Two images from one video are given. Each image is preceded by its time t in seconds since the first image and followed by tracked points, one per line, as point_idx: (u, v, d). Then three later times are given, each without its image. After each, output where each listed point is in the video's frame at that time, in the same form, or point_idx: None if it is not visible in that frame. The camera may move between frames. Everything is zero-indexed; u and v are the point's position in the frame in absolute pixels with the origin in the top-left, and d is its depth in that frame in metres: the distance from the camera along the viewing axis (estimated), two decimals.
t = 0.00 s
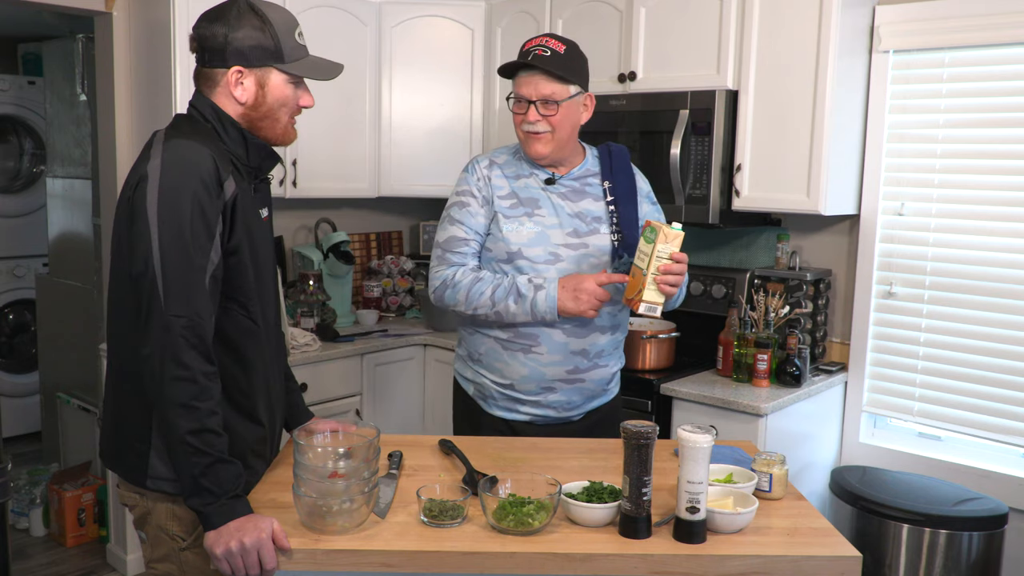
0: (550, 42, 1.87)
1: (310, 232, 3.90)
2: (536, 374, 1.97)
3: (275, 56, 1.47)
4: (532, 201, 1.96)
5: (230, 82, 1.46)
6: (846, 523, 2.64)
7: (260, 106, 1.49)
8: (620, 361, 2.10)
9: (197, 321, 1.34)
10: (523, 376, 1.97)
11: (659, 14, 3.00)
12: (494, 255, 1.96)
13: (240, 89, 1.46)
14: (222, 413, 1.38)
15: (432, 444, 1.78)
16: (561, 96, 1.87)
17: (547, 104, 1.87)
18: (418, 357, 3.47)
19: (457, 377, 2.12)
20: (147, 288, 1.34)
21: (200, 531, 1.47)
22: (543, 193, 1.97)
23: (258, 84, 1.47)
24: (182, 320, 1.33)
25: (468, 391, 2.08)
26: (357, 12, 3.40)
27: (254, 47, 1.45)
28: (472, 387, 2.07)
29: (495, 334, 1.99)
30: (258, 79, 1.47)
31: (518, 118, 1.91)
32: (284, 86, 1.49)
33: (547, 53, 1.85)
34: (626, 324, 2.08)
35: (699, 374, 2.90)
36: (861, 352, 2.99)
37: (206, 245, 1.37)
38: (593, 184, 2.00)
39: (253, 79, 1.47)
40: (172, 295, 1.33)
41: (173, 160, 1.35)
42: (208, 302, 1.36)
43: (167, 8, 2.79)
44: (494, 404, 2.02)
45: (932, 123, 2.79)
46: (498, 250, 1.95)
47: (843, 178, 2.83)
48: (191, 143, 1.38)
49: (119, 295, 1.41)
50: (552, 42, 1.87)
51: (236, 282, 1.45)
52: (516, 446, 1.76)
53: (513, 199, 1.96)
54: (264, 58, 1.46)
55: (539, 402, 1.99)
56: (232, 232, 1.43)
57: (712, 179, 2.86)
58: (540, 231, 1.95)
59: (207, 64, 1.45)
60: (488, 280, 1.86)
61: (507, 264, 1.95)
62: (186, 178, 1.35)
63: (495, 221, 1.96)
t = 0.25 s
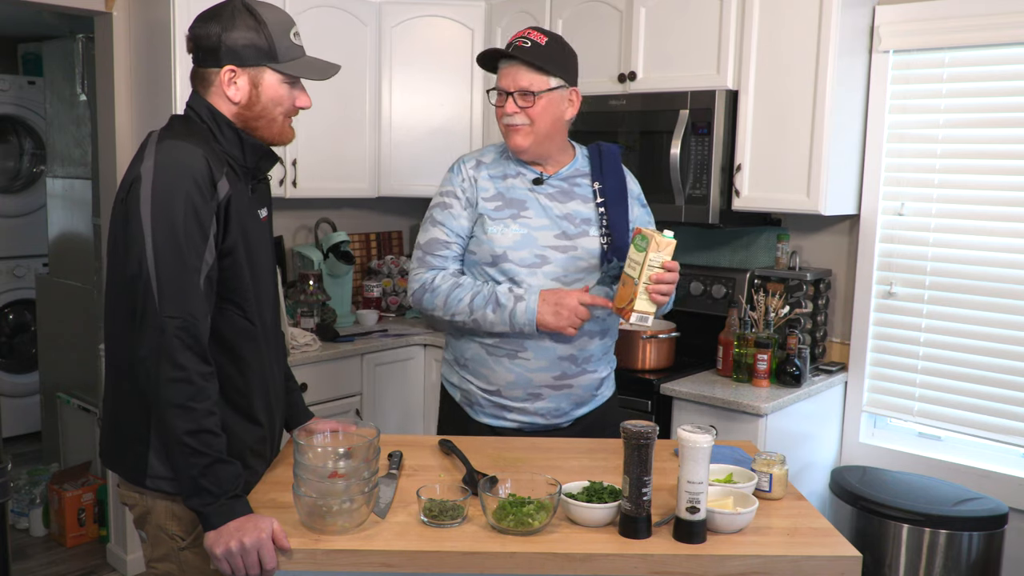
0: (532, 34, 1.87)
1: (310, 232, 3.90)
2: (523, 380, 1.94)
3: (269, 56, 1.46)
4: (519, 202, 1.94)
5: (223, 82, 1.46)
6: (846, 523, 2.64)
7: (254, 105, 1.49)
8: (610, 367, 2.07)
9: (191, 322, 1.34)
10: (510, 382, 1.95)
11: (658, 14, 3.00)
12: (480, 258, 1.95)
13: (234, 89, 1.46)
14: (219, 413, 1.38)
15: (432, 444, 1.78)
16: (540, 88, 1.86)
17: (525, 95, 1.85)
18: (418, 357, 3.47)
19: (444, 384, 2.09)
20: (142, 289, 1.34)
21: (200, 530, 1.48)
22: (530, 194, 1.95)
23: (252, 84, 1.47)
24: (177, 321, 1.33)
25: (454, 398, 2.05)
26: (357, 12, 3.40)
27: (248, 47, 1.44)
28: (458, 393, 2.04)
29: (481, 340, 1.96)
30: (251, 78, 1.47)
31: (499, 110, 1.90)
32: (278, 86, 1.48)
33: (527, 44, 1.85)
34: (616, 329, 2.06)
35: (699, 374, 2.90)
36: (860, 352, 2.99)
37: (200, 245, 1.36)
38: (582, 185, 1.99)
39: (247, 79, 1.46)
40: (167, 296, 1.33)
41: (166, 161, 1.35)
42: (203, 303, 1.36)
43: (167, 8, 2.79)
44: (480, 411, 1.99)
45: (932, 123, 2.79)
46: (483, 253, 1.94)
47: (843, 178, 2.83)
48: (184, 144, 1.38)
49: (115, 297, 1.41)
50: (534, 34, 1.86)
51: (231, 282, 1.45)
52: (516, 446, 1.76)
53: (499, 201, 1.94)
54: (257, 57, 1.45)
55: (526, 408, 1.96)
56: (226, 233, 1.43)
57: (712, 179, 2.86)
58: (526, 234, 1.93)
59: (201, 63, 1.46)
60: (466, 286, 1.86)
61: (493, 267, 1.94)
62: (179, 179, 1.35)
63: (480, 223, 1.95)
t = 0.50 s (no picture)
0: (548, 34, 1.81)
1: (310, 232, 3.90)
2: (525, 384, 1.94)
3: (266, 54, 1.46)
4: (524, 205, 1.93)
5: (221, 82, 1.46)
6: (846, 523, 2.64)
7: (252, 105, 1.49)
8: (620, 372, 2.04)
9: (190, 322, 1.34)
10: (512, 386, 1.94)
11: (658, 14, 3.00)
12: (483, 262, 1.96)
13: (231, 89, 1.46)
14: (218, 414, 1.38)
15: (432, 444, 1.78)
16: (565, 92, 1.82)
17: (557, 104, 1.82)
18: (418, 357, 3.47)
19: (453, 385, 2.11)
20: (141, 289, 1.34)
21: (200, 530, 1.48)
22: (536, 197, 1.94)
23: (249, 83, 1.47)
24: (175, 322, 1.33)
25: (461, 399, 2.06)
26: (357, 12, 3.40)
27: (243, 46, 1.44)
28: (464, 396, 2.05)
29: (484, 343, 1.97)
30: (249, 78, 1.47)
31: (525, 120, 1.86)
32: (276, 84, 1.48)
33: (547, 48, 1.80)
34: (624, 335, 2.02)
35: (699, 374, 2.90)
36: (860, 352, 2.99)
37: (198, 245, 1.36)
38: (591, 186, 1.96)
39: (244, 79, 1.46)
40: (166, 296, 1.33)
41: (163, 161, 1.36)
42: (202, 303, 1.36)
43: (168, 7, 2.80)
44: (484, 413, 1.99)
45: (932, 123, 2.79)
46: (486, 257, 1.94)
47: (843, 178, 2.83)
48: (182, 144, 1.38)
49: (113, 298, 1.41)
50: (550, 35, 1.80)
51: (230, 282, 1.45)
52: (516, 446, 1.76)
53: (502, 205, 1.94)
54: (253, 56, 1.45)
55: (529, 413, 1.95)
56: (225, 232, 1.43)
57: (712, 179, 2.86)
58: (530, 237, 1.92)
59: (198, 64, 1.46)
60: (448, 297, 1.92)
61: (495, 272, 1.94)
62: (177, 179, 1.35)
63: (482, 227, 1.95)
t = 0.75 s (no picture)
0: (588, 50, 1.81)
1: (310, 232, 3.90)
2: (545, 384, 1.91)
3: (264, 53, 1.46)
4: (546, 204, 1.92)
5: (219, 82, 1.46)
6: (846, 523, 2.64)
7: (251, 104, 1.48)
8: (649, 376, 1.97)
9: (190, 322, 1.34)
10: (533, 384, 1.93)
11: (658, 14, 3.00)
12: (504, 260, 1.96)
13: (230, 88, 1.46)
14: (219, 414, 1.38)
15: (432, 444, 1.78)
16: (613, 104, 1.84)
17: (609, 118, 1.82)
18: (418, 357, 3.47)
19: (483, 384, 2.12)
20: (141, 289, 1.34)
21: (200, 530, 1.48)
22: (560, 195, 1.92)
23: (247, 82, 1.47)
24: (175, 322, 1.33)
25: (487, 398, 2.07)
26: (357, 12, 3.40)
27: (242, 46, 1.44)
28: (488, 394, 2.05)
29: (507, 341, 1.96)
30: (247, 77, 1.46)
31: (577, 138, 1.83)
32: (275, 83, 1.48)
33: (593, 64, 1.79)
34: (654, 337, 1.95)
35: (699, 374, 2.90)
36: (861, 352, 2.99)
37: (199, 245, 1.36)
38: (618, 184, 1.92)
39: (242, 78, 1.46)
40: (166, 296, 1.33)
41: (164, 161, 1.36)
42: (202, 303, 1.36)
43: (168, 7, 2.81)
44: (508, 412, 1.99)
45: (932, 123, 2.79)
46: (509, 255, 1.95)
47: (843, 178, 2.83)
48: (182, 143, 1.38)
49: (113, 298, 1.41)
50: (591, 50, 1.80)
51: (230, 282, 1.45)
52: (516, 446, 1.76)
53: (525, 203, 1.94)
54: (251, 55, 1.45)
55: (550, 412, 1.93)
56: (225, 232, 1.43)
57: (712, 179, 2.86)
58: (552, 235, 1.90)
59: (197, 64, 1.46)
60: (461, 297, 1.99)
61: (517, 269, 1.94)
62: (178, 178, 1.35)
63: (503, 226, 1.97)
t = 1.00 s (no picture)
0: (603, 48, 1.81)
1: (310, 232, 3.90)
2: (564, 385, 1.91)
3: (264, 54, 1.46)
4: (564, 205, 1.92)
5: (219, 83, 1.46)
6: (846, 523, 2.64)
7: (251, 104, 1.48)
8: (671, 377, 1.94)
9: (190, 322, 1.34)
10: (551, 386, 1.92)
11: (658, 14, 3.00)
12: (523, 262, 1.97)
13: (230, 89, 1.46)
14: (219, 414, 1.38)
15: (433, 444, 1.78)
16: (630, 102, 1.83)
17: (625, 116, 1.82)
18: (418, 357, 3.47)
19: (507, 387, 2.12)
20: (141, 289, 1.34)
21: (200, 531, 1.47)
22: (578, 196, 1.92)
23: (247, 83, 1.47)
24: (175, 321, 1.33)
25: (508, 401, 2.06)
26: (357, 12, 3.40)
27: (242, 46, 1.44)
28: (511, 397, 2.05)
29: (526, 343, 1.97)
30: (247, 77, 1.46)
31: (595, 137, 1.83)
32: (275, 84, 1.48)
33: (608, 63, 1.80)
34: (675, 338, 1.93)
35: (699, 374, 2.90)
36: (861, 352, 2.99)
37: (199, 246, 1.36)
38: (637, 184, 1.92)
39: (242, 79, 1.46)
40: (166, 296, 1.33)
41: (164, 161, 1.36)
42: (202, 302, 1.36)
43: (168, 7, 2.81)
44: (528, 414, 1.99)
45: (931, 122, 2.79)
46: (527, 256, 1.96)
47: (843, 178, 2.83)
48: (181, 143, 1.38)
49: (114, 298, 1.41)
50: (606, 48, 1.80)
51: (229, 282, 1.45)
52: (517, 446, 1.76)
53: (544, 205, 1.94)
54: (251, 56, 1.45)
55: (569, 414, 1.92)
56: (225, 232, 1.43)
57: (712, 180, 2.86)
58: (569, 236, 1.90)
59: (197, 65, 1.46)
60: (484, 300, 2.01)
61: (535, 271, 1.95)
62: (178, 178, 1.35)
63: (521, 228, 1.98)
